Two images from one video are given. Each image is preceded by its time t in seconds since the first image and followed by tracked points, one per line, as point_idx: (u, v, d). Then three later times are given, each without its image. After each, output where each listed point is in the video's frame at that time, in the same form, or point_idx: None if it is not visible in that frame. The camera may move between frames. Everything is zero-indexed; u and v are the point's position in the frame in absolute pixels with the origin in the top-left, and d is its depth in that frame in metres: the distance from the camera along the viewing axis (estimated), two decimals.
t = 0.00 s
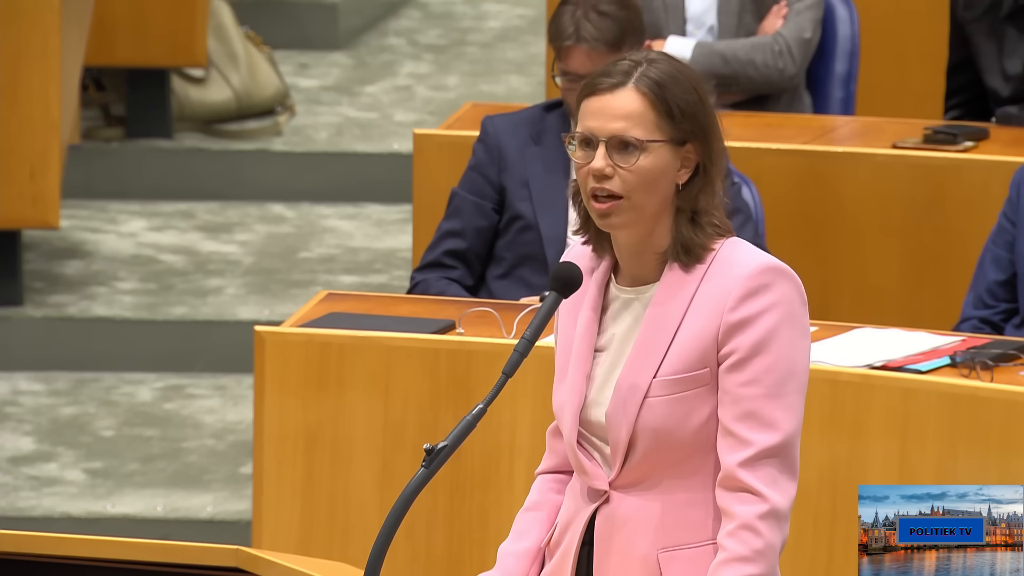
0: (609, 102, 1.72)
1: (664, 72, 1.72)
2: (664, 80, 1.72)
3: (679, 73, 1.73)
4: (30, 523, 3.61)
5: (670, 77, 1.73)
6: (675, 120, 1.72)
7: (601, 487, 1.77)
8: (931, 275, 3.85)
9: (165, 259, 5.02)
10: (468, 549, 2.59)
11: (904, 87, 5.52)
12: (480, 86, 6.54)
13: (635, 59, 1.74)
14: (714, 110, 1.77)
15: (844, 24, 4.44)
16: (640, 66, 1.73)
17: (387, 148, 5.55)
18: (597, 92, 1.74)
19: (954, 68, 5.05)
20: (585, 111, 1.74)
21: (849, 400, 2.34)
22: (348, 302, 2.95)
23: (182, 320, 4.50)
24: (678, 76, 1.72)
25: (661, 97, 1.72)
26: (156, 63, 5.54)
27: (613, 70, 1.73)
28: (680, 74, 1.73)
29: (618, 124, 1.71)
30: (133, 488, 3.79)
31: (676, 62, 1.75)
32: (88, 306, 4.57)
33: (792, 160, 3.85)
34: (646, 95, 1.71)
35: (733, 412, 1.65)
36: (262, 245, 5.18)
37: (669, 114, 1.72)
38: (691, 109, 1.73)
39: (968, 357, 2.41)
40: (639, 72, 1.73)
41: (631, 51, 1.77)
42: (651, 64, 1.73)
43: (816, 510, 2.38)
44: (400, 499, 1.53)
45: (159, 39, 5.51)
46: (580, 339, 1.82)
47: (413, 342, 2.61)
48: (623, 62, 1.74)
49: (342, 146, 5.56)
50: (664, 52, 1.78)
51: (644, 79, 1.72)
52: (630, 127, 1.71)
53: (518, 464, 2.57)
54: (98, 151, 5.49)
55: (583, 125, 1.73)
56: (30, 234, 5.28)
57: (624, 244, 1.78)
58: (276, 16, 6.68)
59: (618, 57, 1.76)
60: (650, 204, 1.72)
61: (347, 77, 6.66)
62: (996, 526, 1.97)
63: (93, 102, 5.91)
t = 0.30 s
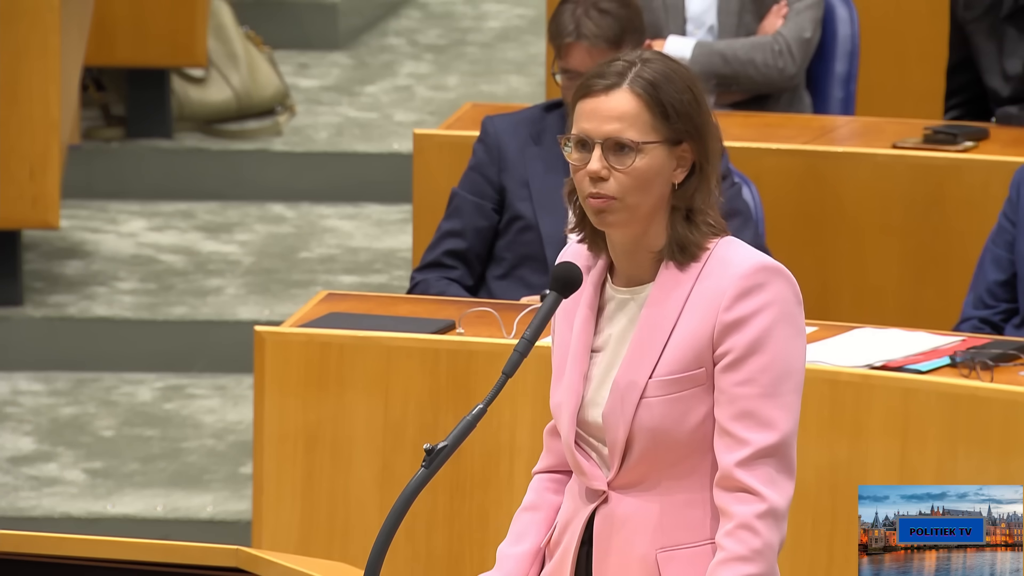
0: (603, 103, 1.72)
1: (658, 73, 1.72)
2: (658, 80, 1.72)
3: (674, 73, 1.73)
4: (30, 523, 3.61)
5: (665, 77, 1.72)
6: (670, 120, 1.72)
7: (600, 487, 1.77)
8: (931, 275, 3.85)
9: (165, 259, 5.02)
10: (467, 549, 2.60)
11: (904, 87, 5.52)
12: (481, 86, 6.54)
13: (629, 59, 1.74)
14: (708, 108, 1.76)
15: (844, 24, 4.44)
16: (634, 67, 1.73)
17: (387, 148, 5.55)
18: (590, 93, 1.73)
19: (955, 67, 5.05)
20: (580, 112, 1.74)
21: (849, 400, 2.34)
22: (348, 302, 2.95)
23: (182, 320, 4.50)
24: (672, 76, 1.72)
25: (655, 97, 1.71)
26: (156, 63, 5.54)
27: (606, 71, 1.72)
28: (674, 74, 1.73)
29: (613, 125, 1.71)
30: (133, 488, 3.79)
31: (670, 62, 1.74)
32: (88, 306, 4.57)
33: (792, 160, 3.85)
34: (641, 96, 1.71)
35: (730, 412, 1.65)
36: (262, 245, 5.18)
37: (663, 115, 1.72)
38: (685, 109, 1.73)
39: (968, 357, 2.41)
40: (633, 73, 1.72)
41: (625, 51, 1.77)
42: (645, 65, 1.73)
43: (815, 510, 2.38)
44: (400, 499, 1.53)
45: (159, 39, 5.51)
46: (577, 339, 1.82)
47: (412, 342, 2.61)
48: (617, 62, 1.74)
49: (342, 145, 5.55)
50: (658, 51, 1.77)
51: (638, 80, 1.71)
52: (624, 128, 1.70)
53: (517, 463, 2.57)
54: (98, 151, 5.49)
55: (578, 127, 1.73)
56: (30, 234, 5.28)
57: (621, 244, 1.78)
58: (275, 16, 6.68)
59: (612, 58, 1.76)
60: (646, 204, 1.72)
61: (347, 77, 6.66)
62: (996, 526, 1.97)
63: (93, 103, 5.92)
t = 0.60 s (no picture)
0: (604, 105, 1.72)
1: (659, 73, 1.72)
2: (660, 81, 1.71)
3: (675, 74, 1.73)
4: (30, 523, 3.61)
5: (666, 78, 1.72)
6: (671, 121, 1.72)
7: (602, 487, 1.77)
8: (931, 275, 3.85)
9: (165, 258, 5.02)
10: (467, 549, 2.60)
11: (904, 87, 5.52)
12: (481, 86, 6.54)
13: (630, 60, 1.74)
14: (710, 109, 1.76)
15: (844, 24, 4.44)
16: (635, 68, 1.73)
17: (387, 148, 5.55)
18: (592, 95, 1.73)
19: (955, 67, 5.05)
20: (581, 114, 1.74)
21: (850, 400, 2.34)
22: (348, 302, 2.95)
23: (182, 320, 4.50)
24: (673, 77, 1.72)
25: (656, 99, 1.71)
26: (156, 63, 5.54)
27: (608, 73, 1.72)
28: (675, 75, 1.73)
29: (615, 127, 1.70)
30: (133, 488, 3.79)
31: (671, 63, 1.74)
32: (88, 306, 4.57)
33: (792, 159, 3.85)
34: (642, 97, 1.71)
35: (731, 412, 1.65)
36: (262, 245, 5.18)
37: (665, 116, 1.72)
38: (687, 110, 1.73)
39: (968, 357, 2.41)
40: (634, 74, 1.72)
41: (626, 52, 1.77)
42: (646, 65, 1.73)
43: (815, 510, 2.38)
44: (400, 498, 1.53)
45: (159, 39, 5.51)
46: (580, 339, 1.82)
47: (412, 342, 2.61)
48: (618, 64, 1.74)
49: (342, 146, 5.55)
50: (659, 52, 1.77)
51: (639, 82, 1.71)
52: (626, 129, 1.71)
53: (517, 463, 2.57)
54: (97, 151, 5.49)
55: (580, 128, 1.73)
56: (30, 234, 5.28)
57: (622, 245, 1.78)
58: (276, 16, 6.68)
59: (613, 59, 1.76)
60: (648, 205, 1.72)
61: (347, 77, 6.66)
62: (996, 526, 1.97)
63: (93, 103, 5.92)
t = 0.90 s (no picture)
0: (609, 106, 1.72)
1: (663, 74, 1.72)
2: (664, 82, 1.71)
3: (679, 75, 1.73)
4: (30, 523, 3.61)
5: (671, 78, 1.72)
6: (675, 123, 1.72)
7: (603, 487, 1.77)
8: (931, 275, 3.85)
9: (165, 259, 5.02)
10: (467, 549, 2.60)
11: (905, 87, 5.52)
12: (481, 86, 6.54)
13: (635, 61, 1.74)
14: (715, 109, 1.76)
15: (844, 24, 4.43)
16: (640, 69, 1.73)
17: (387, 148, 5.54)
18: (597, 96, 1.73)
19: (954, 67, 5.05)
20: (586, 115, 1.74)
21: (849, 399, 2.34)
22: (348, 303, 2.95)
23: (182, 320, 4.49)
24: (677, 77, 1.72)
25: (661, 100, 1.71)
26: (156, 63, 5.54)
27: (612, 74, 1.72)
28: (679, 75, 1.73)
29: (620, 128, 1.71)
30: (133, 488, 3.79)
31: (676, 63, 1.74)
32: (88, 306, 4.57)
33: (791, 159, 3.84)
34: (647, 98, 1.71)
35: (734, 412, 1.65)
36: (262, 245, 5.18)
37: (669, 117, 1.72)
38: (691, 111, 1.72)
39: (968, 357, 2.40)
40: (639, 74, 1.72)
41: (631, 53, 1.77)
42: (651, 66, 1.73)
43: (815, 510, 2.38)
44: (401, 498, 1.53)
45: (159, 39, 5.51)
46: (583, 338, 1.82)
47: (413, 342, 2.61)
48: (622, 65, 1.74)
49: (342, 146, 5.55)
50: (664, 53, 1.77)
51: (644, 83, 1.71)
52: (630, 131, 1.70)
53: (517, 463, 2.57)
54: (97, 151, 5.49)
55: (586, 129, 1.73)
56: (30, 234, 5.29)
57: (626, 245, 1.78)
58: (276, 16, 6.69)
59: (618, 59, 1.75)
60: (652, 207, 1.72)
61: (347, 77, 6.66)
62: (996, 526, 1.97)
63: (93, 102, 5.92)
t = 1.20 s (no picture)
0: (614, 104, 1.72)
1: (669, 73, 1.72)
2: (670, 81, 1.72)
3: (684, 75, 1.73)
4: (30, 523, 3.61)
5: (676, 78, 1.72)
6: (680, 122, 1.72)
7: (604, 486, 1.77)
8: (931, 275, 3.85)
9: (165, 259, 5.02)
10: (466, 550, 2.59)
11: (905, 87, 5.52)
12: (481, 86, 6.54)
13: (641, 60, 1.74)
14: (719, 111, 1.76)
15: (844, 24, 4.43)
16: (646, 67, 1.73)
17: (387, 148, 5.54)
18: (602, 94, 1.73)
19: (955, 67, 5.05)
20: (591, 112, 1.74)
21: (849, 399, 2.34)
22: (348, 303, 2.95)
23: (182, 320, 4.49)
24: (683, 78, 1.72)
25: (666, 99, 1.72)
26: (156, 63, 5.54)
27: (618, 71, 1.72)
28: (685, 76, 1.73)
29: (625, 125, 1.70)
30: (133, 488, 3.79)
31: (681, 64, 1.74)
32: (88, 306, 4.57)
33: (791, 159, 3.84)
34: (652, 97, 1.71)
35: (734, 412, 1.65)
36: (262, 245, 5.18)
37: (674, 116, 1.72)
38: (696, 111, 1.73)
39: (968, 357, 2.40)
40: (645, 73, 1.73)
41: (637, 51, 1.77)
42: (657, 66, 1.73)
43: (815, 510, 2.38)
44: (400, 498, 1.53)
45: (159, 39, 5.51)
46: (583, 336, 1.82)
47: (412, 342, 2.61)
48: (628, 63, 1.74)
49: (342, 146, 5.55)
50: (669, 53, 1.78)
51: (650, 81, 1.71)
52: (636, 128, 1.70)
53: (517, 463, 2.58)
54: (97, 151, 5.49)
55: (590, 126, 1.73)
56: (30, 234, 5.29)
57: (628, 244, 1.78)
58: (276, 16, 6.69)
59: (623, 59, 1.76)
60: (654, 206, 1.72)
61: (347, 77, 6.67)
62: (996, 526, 1.97)
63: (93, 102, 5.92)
